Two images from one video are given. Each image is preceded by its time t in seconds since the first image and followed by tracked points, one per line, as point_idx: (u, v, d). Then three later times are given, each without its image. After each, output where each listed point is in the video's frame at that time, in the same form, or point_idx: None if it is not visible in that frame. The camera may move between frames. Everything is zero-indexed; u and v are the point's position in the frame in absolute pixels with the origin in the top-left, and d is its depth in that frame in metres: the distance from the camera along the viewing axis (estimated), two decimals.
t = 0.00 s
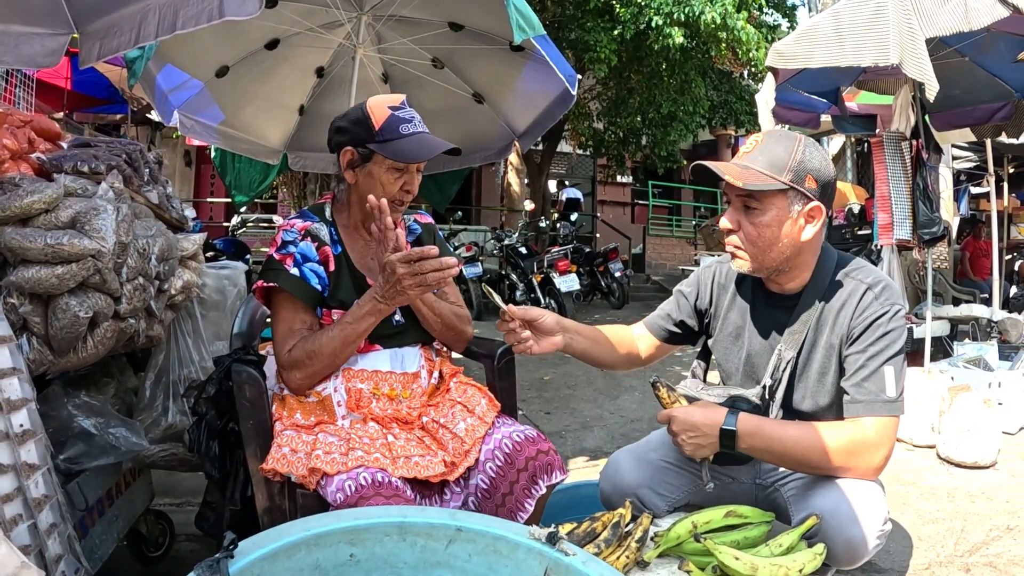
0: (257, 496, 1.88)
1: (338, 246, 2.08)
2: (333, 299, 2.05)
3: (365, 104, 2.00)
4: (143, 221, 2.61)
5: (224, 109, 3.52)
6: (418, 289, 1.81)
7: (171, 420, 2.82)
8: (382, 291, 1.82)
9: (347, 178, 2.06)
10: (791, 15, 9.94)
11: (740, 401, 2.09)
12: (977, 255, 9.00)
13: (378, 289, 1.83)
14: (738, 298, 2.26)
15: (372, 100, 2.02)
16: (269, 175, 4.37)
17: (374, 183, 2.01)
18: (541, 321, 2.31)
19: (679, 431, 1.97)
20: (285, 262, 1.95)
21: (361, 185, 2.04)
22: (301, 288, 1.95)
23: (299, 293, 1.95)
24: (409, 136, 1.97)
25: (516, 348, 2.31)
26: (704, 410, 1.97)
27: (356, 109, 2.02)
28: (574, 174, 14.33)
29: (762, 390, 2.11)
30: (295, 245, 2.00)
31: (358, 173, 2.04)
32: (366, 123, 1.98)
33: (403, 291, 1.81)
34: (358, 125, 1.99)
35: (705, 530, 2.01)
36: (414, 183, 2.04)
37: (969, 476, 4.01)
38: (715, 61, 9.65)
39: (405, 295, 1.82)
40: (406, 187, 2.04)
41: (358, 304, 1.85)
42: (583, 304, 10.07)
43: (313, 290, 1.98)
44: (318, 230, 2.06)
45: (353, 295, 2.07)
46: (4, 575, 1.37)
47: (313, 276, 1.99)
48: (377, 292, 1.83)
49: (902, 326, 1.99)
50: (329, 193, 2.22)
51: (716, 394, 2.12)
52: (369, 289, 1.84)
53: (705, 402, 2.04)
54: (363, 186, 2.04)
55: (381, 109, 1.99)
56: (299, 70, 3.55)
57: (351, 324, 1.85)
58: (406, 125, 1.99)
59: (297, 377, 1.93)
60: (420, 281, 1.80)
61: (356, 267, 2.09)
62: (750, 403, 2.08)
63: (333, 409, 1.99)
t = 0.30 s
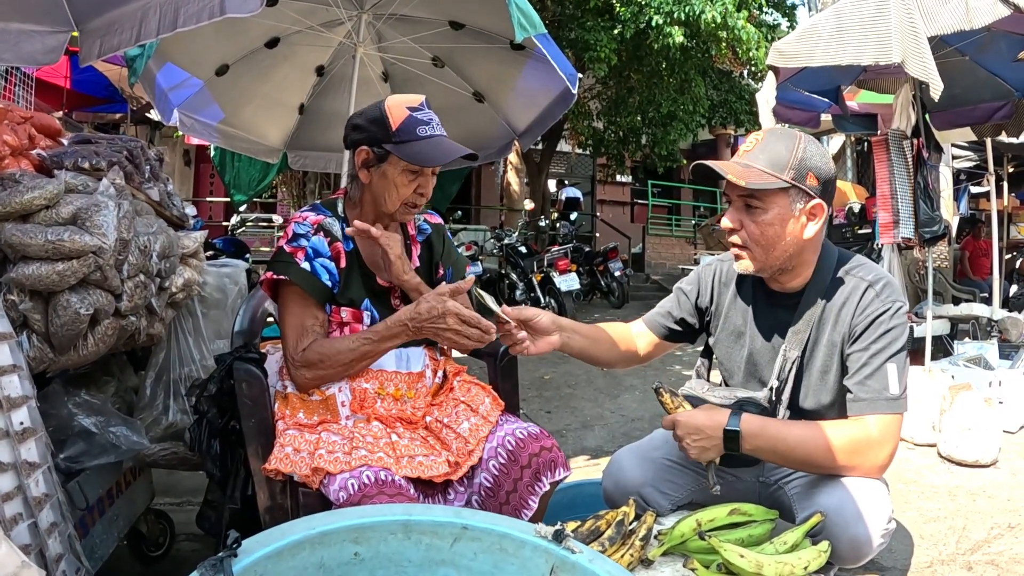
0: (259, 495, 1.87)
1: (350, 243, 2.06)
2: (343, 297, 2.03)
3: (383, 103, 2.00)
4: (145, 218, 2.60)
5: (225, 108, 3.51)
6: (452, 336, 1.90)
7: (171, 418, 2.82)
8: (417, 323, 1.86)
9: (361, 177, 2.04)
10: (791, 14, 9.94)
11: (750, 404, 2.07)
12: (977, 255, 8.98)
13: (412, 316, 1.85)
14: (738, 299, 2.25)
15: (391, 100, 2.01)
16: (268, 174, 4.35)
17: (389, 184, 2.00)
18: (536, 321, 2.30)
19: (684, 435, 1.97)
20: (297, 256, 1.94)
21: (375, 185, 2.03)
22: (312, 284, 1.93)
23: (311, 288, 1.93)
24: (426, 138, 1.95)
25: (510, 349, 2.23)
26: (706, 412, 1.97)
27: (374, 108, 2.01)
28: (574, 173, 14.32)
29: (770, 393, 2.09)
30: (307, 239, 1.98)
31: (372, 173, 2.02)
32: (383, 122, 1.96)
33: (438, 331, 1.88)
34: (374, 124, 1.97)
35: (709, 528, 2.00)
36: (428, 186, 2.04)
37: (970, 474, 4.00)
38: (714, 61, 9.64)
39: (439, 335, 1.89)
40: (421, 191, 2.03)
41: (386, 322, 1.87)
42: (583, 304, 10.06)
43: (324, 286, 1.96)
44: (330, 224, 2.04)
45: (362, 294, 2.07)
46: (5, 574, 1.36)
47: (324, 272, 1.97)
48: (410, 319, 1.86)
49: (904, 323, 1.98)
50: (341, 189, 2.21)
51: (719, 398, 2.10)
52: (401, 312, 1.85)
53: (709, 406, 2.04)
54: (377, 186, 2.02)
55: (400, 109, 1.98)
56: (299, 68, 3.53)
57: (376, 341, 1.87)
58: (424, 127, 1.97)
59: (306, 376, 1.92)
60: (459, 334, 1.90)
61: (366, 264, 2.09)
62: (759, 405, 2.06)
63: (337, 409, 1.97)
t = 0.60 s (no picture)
0: (257, 494, 1.85)
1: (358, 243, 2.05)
2: (348, 297, 2.02)
3: (399, 103, 1.99)
4: (141, 215, 2.58)
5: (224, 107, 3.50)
6: (460, 348, 1.91)
7: (169, 417, 2.81)
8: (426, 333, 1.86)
9: (370, 177, 2.02)
10: (790, 13, 9.93)
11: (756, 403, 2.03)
12: (976, 255, 8.96)
13: (421, 324, 1.85)
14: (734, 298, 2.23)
15: (407, 101, 1.99)
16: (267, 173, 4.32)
17: (397, 186, 1.98)
18: (528, 326, 2.25)
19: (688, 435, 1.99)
20: (304, 254, 1.92)
21: (384, 185, 2.01)
22: (318, 282, 1.92)
23: (317, 287, 1.91)
24: (439, 143, 1.94)
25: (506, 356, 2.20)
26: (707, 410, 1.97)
27: (390, 107, 1.99)
28: (573, 172, 14.31)
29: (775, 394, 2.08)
30: (315, 237, 1.96)
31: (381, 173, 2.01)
32: (397, 123, 1.95)
33: (447, 342, 1.89)
34: (388, 124, 1.96)
35: (710, 528, 1.99)
36: (437, 193, 2.01)
37: (970, 473, 3.99)
38: (714, 60, 9.63)
39: (447, 346, 1.89)
40: (430, 196, 2.01)
41: (394, 328, 1.86)
42: (582, 303, 10.05)
43: (330, 285, 1.94)
44: (339, 223, 2.03)
45: (367, 295, 2.06)
46: None
47: (331, 271, 1.96)
48: (418, 327, 1.85)
49: (903, 320, 1.97)
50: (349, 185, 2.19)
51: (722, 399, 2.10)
52: (409, 320, 1.84)
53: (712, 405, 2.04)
54: (385, 187, 2.01)
55: (415, 111, 1.97)
56: (298, 67, 3.52)
57: (382, 347, 1.86)
58: (437, 130, 1.96)
59: (308, 376, 1.90)
60: (467, 344, 1.91)
61: (372, 266, 2.08)
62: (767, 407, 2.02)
63: (336, 410, 1.96)
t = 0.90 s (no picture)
0: (253, 494, 1.85)
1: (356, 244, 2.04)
2: (345, 299, 2.02)
3: (401, 104, 1.97)
4: (138, 215, 2.58)
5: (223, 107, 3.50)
6: (454, 356, 1.89)
7: (166, 417, 2.80)
8: (420, 338, 1.85)
9: (370, 178, 2.01)
10: (789, 13, 9.93)
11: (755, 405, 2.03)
12: (976, 254, 8.94)
13: (415, 330, 1.84)
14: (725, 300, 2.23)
15: (409, 102, 1.99)
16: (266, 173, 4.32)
17: (397, 189, 1.97)
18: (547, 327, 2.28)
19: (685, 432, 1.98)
20: (302, 256, 1.91)
21: (383, 187, 2.01)
22: (314, 284, 1.91)
23: (315, 290, 1.90)
24: (440, 147, 1.94)
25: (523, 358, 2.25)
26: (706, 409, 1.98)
27: (391, 108, 1.99)
28: (572, 172, 14.31)
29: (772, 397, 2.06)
30: (313, 238, 1.95)
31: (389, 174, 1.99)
32: (398, 124, 1.94)
33: (440, 350, 1.87)
34: (390, 126, 1.96)
35: (707, 528, 1.99)
36: (437, 195, 2.01)
37: (969, 473, 3.98)
38: (713, 59, 9.61)
39: (440, 354, 1.88)
40: (429, 200, 2.00)
41: (388, 333, 1.85)
42: (582, 303, 10.05)
43: (327, 287, 1.94)
44: (338, 224, 2.02)
45: (365, 298, 2.06)
46: None
47: (329, 273, 1.95)
48: (412, 334, 1.85)
49: (897, 319, 1.96)
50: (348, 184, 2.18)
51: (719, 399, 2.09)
52: (404, 324, 1.84)
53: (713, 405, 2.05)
54: (385, 189, 2.00)
55: (418, 113, 1.96)
56: (296, 66, 3.51)
57: (376, 351, 1.86)
58: (439, 134, 1.95)
59: (302, 379, 1.89)
60: (462, 351, 1.88)
61: (370, 268, 2.08)
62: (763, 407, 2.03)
63: (333, 411, 1.96)
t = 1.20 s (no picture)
0: (251, 495, 1.85)
1: (351, 246, 2.05)
2: (342, 301, 2.01)
3: (389, 102, 1.97)
4: (135, 215, 2.58)
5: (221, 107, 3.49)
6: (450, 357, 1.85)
7: (164, 417, 2.79)
8: (415, 340, 1.83)
9: (363, 179, 2.02)
10: (788, 12, 9.92)
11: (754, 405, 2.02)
12: (975, 253, 8.93)
13: (409, 331, 1.82)
14: (721, 299, 2.20)
15: (398, 99, 1.98)
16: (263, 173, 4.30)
17: (390, 188, 1.97)
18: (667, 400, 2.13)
19: (711, 424, 1.93)
20: (296, 259, 1.91)
21: (377, 187, 2.00)
22: (309, 286, 1.91)
23: (310, 292, 1.91)
24: (431, 142, 1.93)
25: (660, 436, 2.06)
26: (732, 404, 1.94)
27: (380, 106, 1.98)
28: (571, 171, 14.32)
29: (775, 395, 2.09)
30: (308, 241, 1.95)
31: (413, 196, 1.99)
32: (387, 122, 1.94)
33: (435, 352, 1.84)
34: (379, 125, 1.95)
35: (705, 528, 1.98)
36: (431, 192, 1.99)
37: (969, 472, 3.98)
38: (712, 58, 9.61)
39: (436, 355, 1.85)
40: (423, 197, 1.99)
41: (383, 334, 1.84)
42: (581, 303, 10.04)
43: (322, 290, 1.94)
44: (333, 226, 2.02)
45: (361, 300, 2.06)
46: None
47: (324, 276, 1.95)
48: (407, 335, 1.83)
49: (894, 314, 1.95)
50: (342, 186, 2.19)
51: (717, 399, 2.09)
52: (398, 325, 1.83)
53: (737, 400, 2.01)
54: (378, 189, 2.00)
55: (406, 110, 1.96)
56: (293, 66, 3.51)
57: (372, 353, 1.85)
58: (428, 129, 1.95)
59: (300, 382, 1.90)
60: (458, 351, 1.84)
61: (367, 270, 2.07)
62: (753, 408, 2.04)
63: (330, 412, 1.96)
